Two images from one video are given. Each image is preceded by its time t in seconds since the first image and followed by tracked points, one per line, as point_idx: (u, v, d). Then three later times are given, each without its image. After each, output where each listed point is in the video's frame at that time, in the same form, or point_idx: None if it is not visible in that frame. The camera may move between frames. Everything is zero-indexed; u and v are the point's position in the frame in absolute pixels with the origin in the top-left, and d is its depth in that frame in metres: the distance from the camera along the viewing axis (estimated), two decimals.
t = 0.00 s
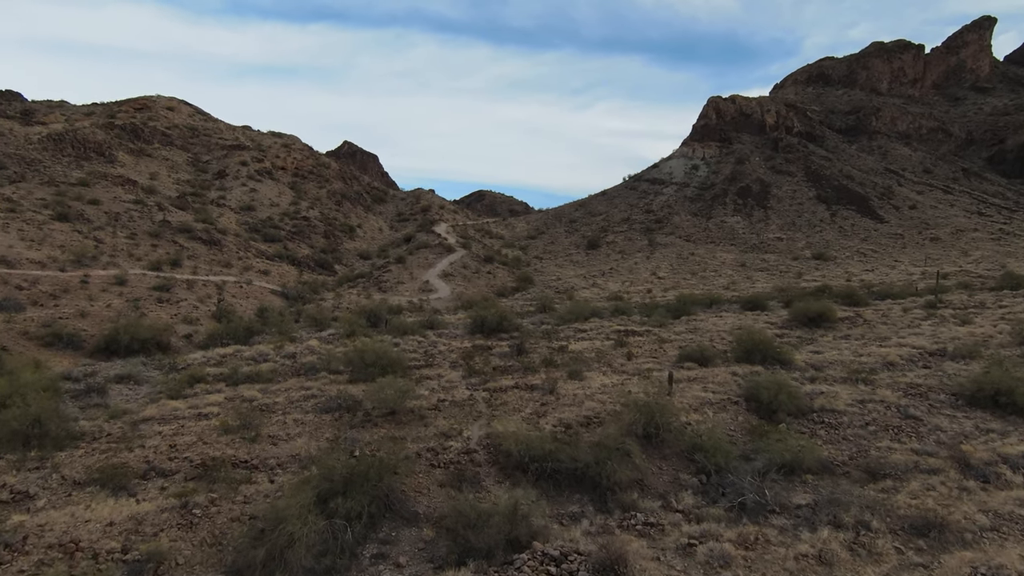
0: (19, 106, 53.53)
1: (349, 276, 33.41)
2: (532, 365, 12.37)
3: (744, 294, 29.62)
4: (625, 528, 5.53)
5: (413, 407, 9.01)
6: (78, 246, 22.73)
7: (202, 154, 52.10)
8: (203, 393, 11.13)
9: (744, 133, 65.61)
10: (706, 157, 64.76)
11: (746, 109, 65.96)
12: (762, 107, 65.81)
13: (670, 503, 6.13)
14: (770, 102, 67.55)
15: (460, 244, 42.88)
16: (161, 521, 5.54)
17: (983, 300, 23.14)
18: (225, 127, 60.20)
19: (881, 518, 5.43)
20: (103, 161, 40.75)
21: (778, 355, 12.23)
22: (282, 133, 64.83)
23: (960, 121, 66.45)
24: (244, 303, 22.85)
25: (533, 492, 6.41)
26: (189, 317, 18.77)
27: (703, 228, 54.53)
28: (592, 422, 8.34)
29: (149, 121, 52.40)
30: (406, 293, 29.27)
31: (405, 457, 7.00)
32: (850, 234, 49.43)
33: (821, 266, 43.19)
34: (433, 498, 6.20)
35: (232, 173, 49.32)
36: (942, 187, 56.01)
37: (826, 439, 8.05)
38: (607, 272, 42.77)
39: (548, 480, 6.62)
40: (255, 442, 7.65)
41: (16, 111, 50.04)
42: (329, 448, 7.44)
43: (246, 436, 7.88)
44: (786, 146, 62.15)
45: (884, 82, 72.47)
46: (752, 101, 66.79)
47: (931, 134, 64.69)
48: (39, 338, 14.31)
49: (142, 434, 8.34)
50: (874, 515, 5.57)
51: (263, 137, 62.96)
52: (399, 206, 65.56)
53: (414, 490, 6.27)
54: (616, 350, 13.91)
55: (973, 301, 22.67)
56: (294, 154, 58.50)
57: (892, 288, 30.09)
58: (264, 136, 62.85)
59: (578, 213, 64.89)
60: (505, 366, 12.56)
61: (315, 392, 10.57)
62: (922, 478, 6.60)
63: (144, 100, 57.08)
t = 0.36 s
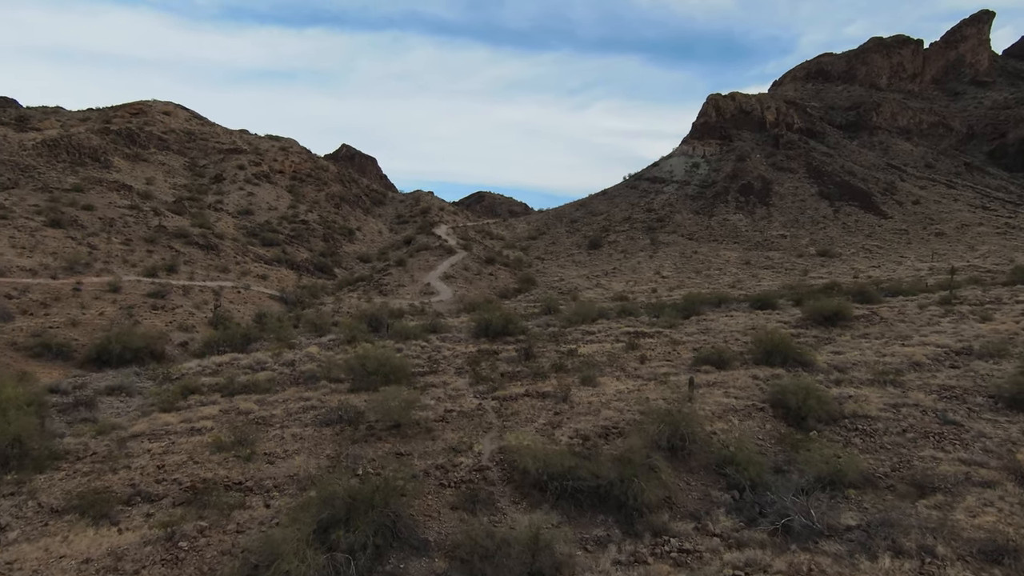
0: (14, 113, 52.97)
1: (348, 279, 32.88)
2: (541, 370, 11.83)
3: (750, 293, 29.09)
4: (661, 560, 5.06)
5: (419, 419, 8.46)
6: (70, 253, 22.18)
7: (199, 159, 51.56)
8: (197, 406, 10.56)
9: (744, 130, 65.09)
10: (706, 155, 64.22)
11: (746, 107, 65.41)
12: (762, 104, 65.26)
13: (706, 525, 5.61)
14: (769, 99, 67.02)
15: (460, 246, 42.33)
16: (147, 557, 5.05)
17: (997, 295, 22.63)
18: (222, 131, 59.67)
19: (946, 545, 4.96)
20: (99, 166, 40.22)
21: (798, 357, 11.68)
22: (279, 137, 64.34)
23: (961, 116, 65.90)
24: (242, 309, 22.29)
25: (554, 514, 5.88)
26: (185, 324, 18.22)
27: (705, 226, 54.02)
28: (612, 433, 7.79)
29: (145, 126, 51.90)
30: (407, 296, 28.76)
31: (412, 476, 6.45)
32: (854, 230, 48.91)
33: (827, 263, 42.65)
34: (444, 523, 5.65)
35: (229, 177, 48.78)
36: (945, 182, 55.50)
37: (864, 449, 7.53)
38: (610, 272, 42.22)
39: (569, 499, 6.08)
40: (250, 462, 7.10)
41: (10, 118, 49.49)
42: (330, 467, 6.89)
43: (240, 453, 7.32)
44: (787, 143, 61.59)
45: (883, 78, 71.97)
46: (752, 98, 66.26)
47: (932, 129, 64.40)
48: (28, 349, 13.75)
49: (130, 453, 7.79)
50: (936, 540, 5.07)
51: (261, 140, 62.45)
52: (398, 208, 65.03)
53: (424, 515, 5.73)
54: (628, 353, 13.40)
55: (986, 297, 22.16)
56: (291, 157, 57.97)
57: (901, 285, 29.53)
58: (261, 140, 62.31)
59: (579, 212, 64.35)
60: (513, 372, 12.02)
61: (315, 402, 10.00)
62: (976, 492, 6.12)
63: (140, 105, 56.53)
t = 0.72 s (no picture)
0: (9, 119, 52.43)
1: (348, 285, 32.32)
2: (551, 380, 11.26)
3: (757, 296, 28.52)
4: None
5: (425, 435, 7.89)
6: (62, 261, 21.58)
7: (196, 164, 51.06)
8: (189, 422, 9.99)
9: (745, 131, 64.61)
10: (707, 157, 63.73)
11: (746, 108, 64.94)
12: (762, 105, 64.81)
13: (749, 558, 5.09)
14: (769, 100, 66.61)
15: (461, 250, 41.77)
16: None
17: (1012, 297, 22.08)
18: (220, 136, 59.20)
19: None
20: (94, 172, 39.65)
21: (822, 365, 11.09)
22: (277, 142, 63.85)
23: (961, 116, 65.47)
24: (238, 317, 21.69)
25: (579, 547, 5.34)
26: (179, 333, 17.64)
27: (708, 227, 53.51)
28: (634, 451, 7.24)
29: (141, 131, 51.37)
30: (408, 302, 28.20)
31: (421, 503, 5.91)
32: (857, 231, 48.41)
33: (832, 264, 42.11)
34: (457, 558, 5.12)
35: (227, 182, 48.27)
36: (947, 182, 55.04)
37: (908, 467, 6.99)
38: (612, 275, 41.67)
39: (594, 529, 5.54)
40: (244, 487, 6.53)
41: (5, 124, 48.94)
42: (330, 494, 6.34)
43: (233, 477, 6.75)
44: (788, 143, 61.14)
45: (882, 78, 71.60)
46: (752, 99, 65.83)
47: (932, 129, 63.93)
48: (14, 361, 13.16)
49: (113, 477, 7.20)
50: None
51: (259, 145, 61.93)
52: (397, 212, 64.51)
53: (435, 551, 5.18)
54: (641, 360, 12.85)
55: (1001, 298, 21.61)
56: (290, 162, 57.45)
57: (909, 286, 28.97)
58: (259, 145, 61.78)
59: (580, 215, 63.86)
60: (522, 382, 11.45)
61: (313, 418, 9.41)
62: None
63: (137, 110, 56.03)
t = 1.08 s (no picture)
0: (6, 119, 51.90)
1: (348, 287, 31.79)
2: (562, 390, 10.71)
3: (764, 298, 27.99)
4: None
5: (432, 452, 7.33)
6: (54, 263, 21.02)
7: (194, 165, 50.52)
8: (180, 436, 9.43)
9: (746, 132, 64.10)
10: (708, 158, 63.24)
11: (748, 108, 64.38)
12: (764, 106, 64.30)
13: None
14: (771, 101, 66.17)
15: (462, 251, 41.22)
16: None
17: None
18: (218, 137, 58.69)
19: None
20: (90, 172, 39.07)
21: (847, 373, 10.56)
22: (276, 142, 63.33)
23: (962, 116, 64.76)
24: (236, 321, 21.13)
25: None
26: (174, 337, 17.08)
27: (710, 228, 53.03)
28: (660, 470, 6.69)
29: (138, 132, 50.81)
30: (409, 304, 27.67)
31: (430, 535, 5.36)
32: (862, 231, 47.92)
33: (837, 266, 41.56)
34: None
35: (225, 182, 47.74)
36: (951, 182, 54.52)
37: (957, 490, 6.44)
38: (616, 276, 41.19)
39: (623, 563, 4.99)
40: (235, 513, 5.96)
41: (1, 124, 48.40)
42: (330, 521, 5.79)
43: (223, 501, 6.19)
44: (790, 144, 60.67)
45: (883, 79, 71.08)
46: (753, 99, 65.34)
47: (933, 130, 63.04)
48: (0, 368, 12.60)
49: (94, 500, 6.63)
50: None
51: (257, 146, 61.40)
52: (397, 214, 63.97)
53: None
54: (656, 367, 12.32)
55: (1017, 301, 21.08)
56: (289, 163, 56.94)
57: (919, 288, 28.39)
58: (257, 145, 61.25)
59: (581, 216, 63.36)
60: (531, 391, 10.89)
61: (312, 431, 8.85)
62: None
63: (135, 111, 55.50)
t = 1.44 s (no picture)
0: (3, 119, 51.41)
1: (348, 288, 31.26)
2: (574, 398, 10.15)
3: (772, 299, 27.42)
4: None
5: (441, 469, 6.80)
6: (47, 264, 20.48)
7: (193, 164, 50.00)
8: (172, 448, 8.89)
9: (750, 131, 63.44)
10: (711, 156, 62.62)
11: (751, 106, 63.56)
12: (767, 104, 63.67)
13: None
14: (774, 99, 65.56)
15: (464, 251, 40.65)
16: None
17: None
18: (218, 136, 58.14)
19: None
20: (88, 172, 38.55)
21: (876, 380, 10.00)
22: (275, 141, 62.77)
23: (966, 115, 63.81)
24: (234, 323, 20.60)
25: None
26: (170, 341, 16.57)
27: (714, 227, 52.47)
28: (689, 492, 6.13)
29: (137, 131, 50.26)
30: (411, 306, 27.14)
31: (442, 572, 4.82)
32: (867, 231, 47.30)
33: (844, 265, 40.93)
34: None
35: (224, 182, 47.22)
36: (956, 181, 53.88)
37: (1016, 514, 5.89)
38: (620, 276, 40.67)
39: None
40: (225, 542, 5.42)
41: None
42: (330, 551, 5.25)
43: (213, 527, 5.64)
44: (794, 143, 60.06)
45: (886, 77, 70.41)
46: (757, 98, 64.69)
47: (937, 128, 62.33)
48: None
49: (72, 525, 6.06)
50: None
51: (257, 145, 60.86)
52: (398, 213, 63.42)
53: None
54: (671, 373, 11.76)
55: None
56: (288, 162, 56.40)
57: (930, 288, 27.80)
58: (257, 145, 60.69)
59: (583, 216, 62.80)
60: (540, 399, 10.32)
61: (311, 444, 8.29)
62: None
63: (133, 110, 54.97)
